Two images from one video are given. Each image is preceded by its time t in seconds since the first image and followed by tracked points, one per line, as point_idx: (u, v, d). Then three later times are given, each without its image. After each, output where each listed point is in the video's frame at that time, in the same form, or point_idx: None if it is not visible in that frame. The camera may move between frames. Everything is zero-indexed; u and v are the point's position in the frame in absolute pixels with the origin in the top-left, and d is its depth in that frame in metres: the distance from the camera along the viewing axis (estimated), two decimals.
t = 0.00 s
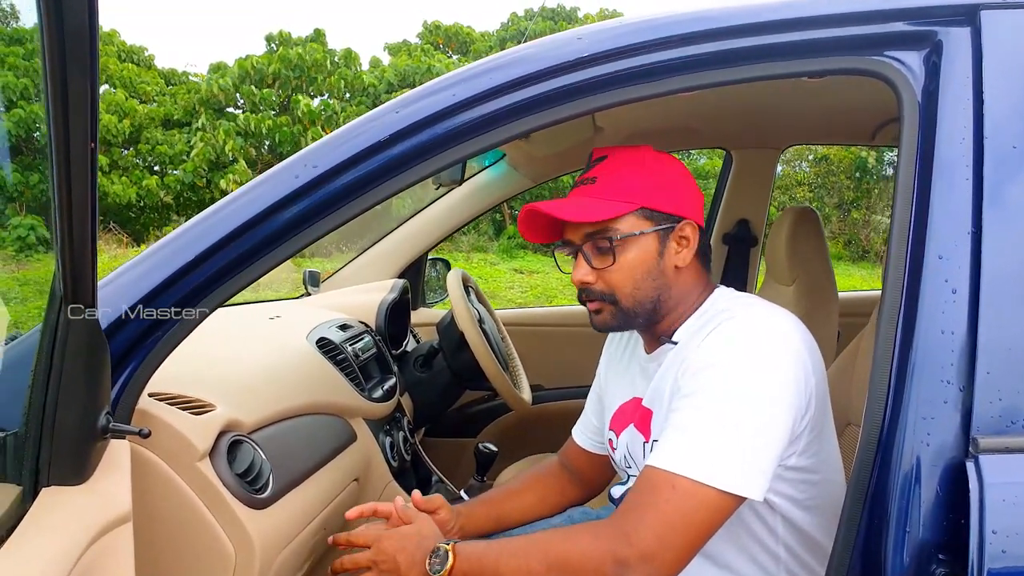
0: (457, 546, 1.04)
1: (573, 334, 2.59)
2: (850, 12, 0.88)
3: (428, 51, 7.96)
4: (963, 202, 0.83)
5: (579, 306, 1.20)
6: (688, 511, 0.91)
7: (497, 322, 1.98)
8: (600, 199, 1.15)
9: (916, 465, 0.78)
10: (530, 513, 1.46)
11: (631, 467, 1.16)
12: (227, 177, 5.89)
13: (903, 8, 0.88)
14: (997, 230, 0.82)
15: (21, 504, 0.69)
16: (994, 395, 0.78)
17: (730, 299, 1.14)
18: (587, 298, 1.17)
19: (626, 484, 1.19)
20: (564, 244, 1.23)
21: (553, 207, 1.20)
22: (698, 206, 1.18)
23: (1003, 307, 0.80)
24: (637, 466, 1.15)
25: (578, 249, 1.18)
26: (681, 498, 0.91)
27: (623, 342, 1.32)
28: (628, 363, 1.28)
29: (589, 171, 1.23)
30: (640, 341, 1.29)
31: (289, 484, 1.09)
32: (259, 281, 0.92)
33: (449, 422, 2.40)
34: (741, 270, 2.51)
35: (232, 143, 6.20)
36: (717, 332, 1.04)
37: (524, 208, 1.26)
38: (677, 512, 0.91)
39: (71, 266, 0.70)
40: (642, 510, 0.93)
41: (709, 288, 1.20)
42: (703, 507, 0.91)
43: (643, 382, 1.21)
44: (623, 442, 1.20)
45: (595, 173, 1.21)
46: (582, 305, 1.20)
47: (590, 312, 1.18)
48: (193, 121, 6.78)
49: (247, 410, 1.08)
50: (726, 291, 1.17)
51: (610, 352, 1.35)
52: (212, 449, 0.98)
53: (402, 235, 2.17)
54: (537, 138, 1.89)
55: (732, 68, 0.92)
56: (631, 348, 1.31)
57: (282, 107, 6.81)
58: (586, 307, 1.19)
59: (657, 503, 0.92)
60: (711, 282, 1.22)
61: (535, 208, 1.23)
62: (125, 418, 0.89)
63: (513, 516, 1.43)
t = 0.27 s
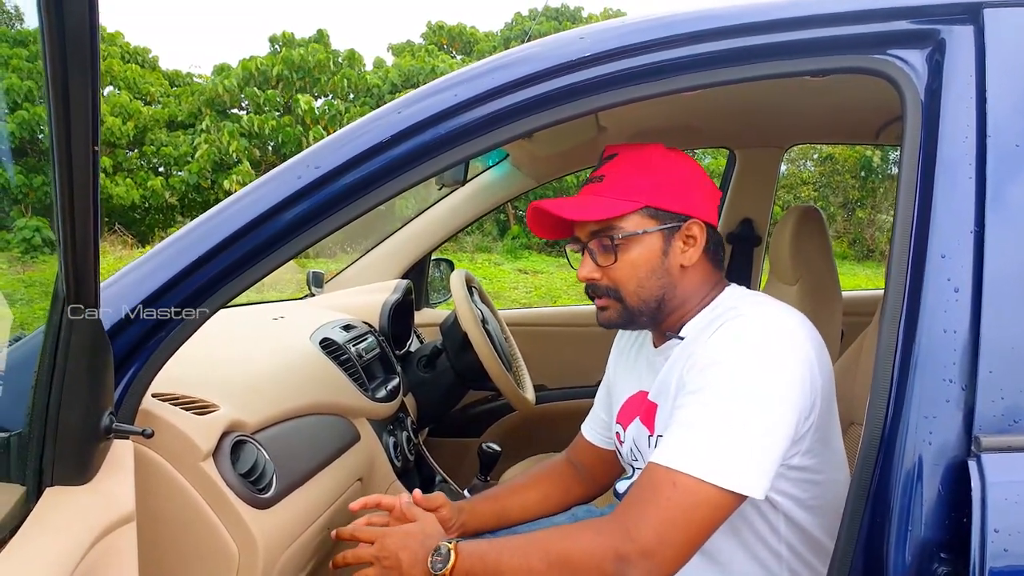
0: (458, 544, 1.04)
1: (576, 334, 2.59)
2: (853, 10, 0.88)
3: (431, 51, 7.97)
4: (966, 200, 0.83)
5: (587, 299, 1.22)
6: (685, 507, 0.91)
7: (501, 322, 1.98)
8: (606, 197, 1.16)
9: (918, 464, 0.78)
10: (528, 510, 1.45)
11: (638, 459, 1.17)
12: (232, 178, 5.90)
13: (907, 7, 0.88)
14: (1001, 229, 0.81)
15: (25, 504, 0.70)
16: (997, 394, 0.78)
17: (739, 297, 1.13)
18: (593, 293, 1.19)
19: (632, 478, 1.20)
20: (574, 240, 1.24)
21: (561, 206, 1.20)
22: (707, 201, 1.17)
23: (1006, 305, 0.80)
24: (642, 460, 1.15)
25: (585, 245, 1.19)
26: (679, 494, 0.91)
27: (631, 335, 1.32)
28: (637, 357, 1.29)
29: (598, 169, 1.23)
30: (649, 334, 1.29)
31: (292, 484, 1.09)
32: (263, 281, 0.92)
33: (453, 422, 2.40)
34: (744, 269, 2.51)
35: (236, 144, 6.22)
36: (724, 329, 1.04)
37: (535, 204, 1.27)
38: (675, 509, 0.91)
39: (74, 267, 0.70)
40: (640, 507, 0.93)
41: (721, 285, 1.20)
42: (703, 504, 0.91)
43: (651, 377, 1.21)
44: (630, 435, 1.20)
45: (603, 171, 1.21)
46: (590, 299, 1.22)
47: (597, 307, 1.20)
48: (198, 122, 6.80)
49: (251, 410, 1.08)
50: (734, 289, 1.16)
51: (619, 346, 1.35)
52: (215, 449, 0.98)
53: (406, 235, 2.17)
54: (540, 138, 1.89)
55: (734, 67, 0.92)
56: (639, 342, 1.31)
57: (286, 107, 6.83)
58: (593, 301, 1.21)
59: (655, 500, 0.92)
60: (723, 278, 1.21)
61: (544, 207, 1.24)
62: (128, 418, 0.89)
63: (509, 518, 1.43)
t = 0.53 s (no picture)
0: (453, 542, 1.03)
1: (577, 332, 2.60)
2: (848, 8, 0.88)
3: (435, 50, 7.98)
4: (960, 198, 0.83)
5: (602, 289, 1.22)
6: (679, 499, 0.92)
7: (501, 321, 1.99)
8: (624, 186, 1.16)
9: (911, 461, 0.79)
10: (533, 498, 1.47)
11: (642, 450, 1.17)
12: (236, 177, 5.92)
13: (901, 5, 0.88)
14: (995, 227, 0.81)
15: (20, 499, 0.71)
16: (990, 391, 0.78)
17: (751, 297, 1.13)
18: (610, 282, 1.19)
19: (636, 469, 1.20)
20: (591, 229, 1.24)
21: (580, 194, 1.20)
22: (725, 193, 1.17)
23: (999, 303, 0.80)
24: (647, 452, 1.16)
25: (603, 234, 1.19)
26: (675, 487, 0.92)
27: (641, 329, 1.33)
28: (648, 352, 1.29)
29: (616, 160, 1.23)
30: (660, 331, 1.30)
31: (290, 481, 1.10)
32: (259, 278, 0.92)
33: (453, 420, 2.40)
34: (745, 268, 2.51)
35: (240, 143, 6.23)
36: (736, 329, 1.03)
37: (554, 192, 1.27)
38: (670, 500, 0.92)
39: (69, 266, 0.70)
40: (636, 500, 0.94)
41: (735, 280, 1.20)
42: (702, 497, 0.91)
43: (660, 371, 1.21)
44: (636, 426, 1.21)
45: (622, 162, 1.21)
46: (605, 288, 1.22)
47: (612, 296, 1.19)
48: (202, 121, 6.82)
49: (248, 407, 1.09)
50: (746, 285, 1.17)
51: (628, 342, 1.35)
52: (212, 445, 0.98)
53: (407, 233, 2.18)
54: (540, 137, 1.89)
55: (729, 65, 0.92)
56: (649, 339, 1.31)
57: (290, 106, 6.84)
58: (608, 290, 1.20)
59: (654, 492, 0.93)
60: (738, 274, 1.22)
61: (563, 195, 1.24)
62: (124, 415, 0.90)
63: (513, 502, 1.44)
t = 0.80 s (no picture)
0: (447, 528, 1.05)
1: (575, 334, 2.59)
2: (836, 12, 0.88)
3: (439, 51, 7.99)
4: (948, 202, 0.83)
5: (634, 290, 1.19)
6: (675, 509, 0.92)
7: (497, 322, 1.99)
8: (658, 188, 1.12)
9: (898, 465, 0.78)
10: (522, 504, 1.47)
11: (653, 444, 1.18)
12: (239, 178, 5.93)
13: (890, 9, 0.88)
14: (983, 231, 0.81)
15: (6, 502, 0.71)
16: (977, 396, 0.78)
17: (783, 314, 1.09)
18: (641, 284, 1.15)
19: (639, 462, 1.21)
20: (625, 229, 1.21)
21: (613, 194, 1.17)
22: (763, 197, 1.13)
23: (987, 307, 0.79)
24: (656, 448, 1.16)
25: (636, 236, 1.15)
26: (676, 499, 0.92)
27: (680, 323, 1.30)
28: (682, 344, 1.28)
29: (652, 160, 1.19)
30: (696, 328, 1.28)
31: (280, 482, 1.10)
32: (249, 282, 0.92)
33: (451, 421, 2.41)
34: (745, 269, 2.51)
35: (243, 144, 6.24)
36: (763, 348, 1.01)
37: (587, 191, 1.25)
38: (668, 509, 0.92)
39: (52, 267, 0.71)
40: (632, 510, 0.94)
41: (773, 288, 1.16)
42: (698, 517, 0.91)
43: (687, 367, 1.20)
44: (655, 420, 1.21)
45: (658, 162, 1.17)
46: (636, 289, 1.18)
47: (643, 297, 1.16)
48: (205, 122, 6.83)
49: (239, 411, 1.09)
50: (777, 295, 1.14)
51: (669, 335, 1.34)
52: (202, 449, 0.98)
53: (405, 235, 2.18)
54: (538, 139, 1.89)
55: (718, 69, 0.92)
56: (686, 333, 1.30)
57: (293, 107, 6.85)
58: (640, 291, 1.17)
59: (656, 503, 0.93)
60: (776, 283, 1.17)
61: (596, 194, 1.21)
62: (114, 419, 0.90)
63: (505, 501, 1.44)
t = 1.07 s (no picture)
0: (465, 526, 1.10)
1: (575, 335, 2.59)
2: (832, 16, 0.88)
3: (443, 51, 8.00)
4: (941, 208, 0.83)
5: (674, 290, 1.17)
6: (702, 519, 0.91)
7: (494, 323, 1.99)
8: (703, 189, 1.11)
9: (890, 469, 0.79)
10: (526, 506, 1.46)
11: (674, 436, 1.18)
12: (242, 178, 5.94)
13: (884, 14, 0.88)
14: (974, 237, 0.82)
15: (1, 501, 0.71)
16: (969, 400, 0.78)
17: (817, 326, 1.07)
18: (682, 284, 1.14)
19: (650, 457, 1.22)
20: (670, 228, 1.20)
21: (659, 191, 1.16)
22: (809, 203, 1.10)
23: (981, 312, 0.80)
24: (676, 439, 1.17)
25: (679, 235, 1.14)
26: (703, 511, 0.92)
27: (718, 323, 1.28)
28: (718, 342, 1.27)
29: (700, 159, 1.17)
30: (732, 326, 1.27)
31: (278, 485, 1.10)
32: (244, 285, 0.92)
33: (451, 422, 2.41)
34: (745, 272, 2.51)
35: (246, 145, 6.26)
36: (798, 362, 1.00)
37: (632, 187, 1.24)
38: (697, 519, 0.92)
39: (46, 261, 0.71)
40: (660, 518, 0.94)
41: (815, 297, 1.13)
42: (729, 531, 0.90)
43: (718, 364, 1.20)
44: (680, 413, 1.21)
45: (705, 161, 1.15)
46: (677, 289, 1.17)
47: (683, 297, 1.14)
48: (209, 122, 6.85)
49: (236, 412, 1.09)
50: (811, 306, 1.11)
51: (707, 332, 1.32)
52: (199, 450, 0.99)
53: (405, 236, 2.18)
54: (537, 141, 1.89)
55: (712, 73, 0.92)
56: (719, 334, 1.29)
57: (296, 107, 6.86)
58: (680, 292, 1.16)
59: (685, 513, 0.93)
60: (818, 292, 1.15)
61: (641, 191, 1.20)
62: (112, 420, 0.90)
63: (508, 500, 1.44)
